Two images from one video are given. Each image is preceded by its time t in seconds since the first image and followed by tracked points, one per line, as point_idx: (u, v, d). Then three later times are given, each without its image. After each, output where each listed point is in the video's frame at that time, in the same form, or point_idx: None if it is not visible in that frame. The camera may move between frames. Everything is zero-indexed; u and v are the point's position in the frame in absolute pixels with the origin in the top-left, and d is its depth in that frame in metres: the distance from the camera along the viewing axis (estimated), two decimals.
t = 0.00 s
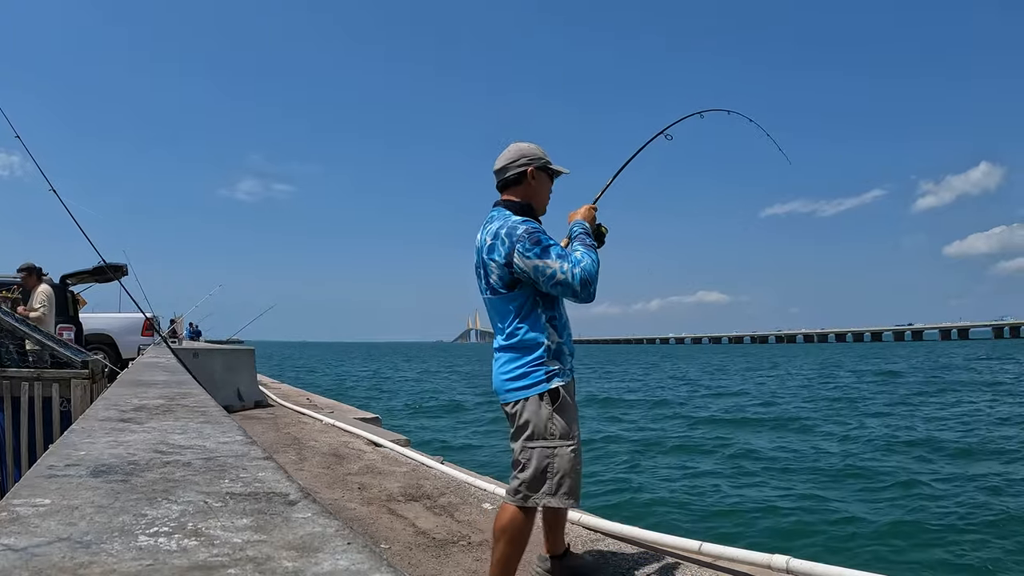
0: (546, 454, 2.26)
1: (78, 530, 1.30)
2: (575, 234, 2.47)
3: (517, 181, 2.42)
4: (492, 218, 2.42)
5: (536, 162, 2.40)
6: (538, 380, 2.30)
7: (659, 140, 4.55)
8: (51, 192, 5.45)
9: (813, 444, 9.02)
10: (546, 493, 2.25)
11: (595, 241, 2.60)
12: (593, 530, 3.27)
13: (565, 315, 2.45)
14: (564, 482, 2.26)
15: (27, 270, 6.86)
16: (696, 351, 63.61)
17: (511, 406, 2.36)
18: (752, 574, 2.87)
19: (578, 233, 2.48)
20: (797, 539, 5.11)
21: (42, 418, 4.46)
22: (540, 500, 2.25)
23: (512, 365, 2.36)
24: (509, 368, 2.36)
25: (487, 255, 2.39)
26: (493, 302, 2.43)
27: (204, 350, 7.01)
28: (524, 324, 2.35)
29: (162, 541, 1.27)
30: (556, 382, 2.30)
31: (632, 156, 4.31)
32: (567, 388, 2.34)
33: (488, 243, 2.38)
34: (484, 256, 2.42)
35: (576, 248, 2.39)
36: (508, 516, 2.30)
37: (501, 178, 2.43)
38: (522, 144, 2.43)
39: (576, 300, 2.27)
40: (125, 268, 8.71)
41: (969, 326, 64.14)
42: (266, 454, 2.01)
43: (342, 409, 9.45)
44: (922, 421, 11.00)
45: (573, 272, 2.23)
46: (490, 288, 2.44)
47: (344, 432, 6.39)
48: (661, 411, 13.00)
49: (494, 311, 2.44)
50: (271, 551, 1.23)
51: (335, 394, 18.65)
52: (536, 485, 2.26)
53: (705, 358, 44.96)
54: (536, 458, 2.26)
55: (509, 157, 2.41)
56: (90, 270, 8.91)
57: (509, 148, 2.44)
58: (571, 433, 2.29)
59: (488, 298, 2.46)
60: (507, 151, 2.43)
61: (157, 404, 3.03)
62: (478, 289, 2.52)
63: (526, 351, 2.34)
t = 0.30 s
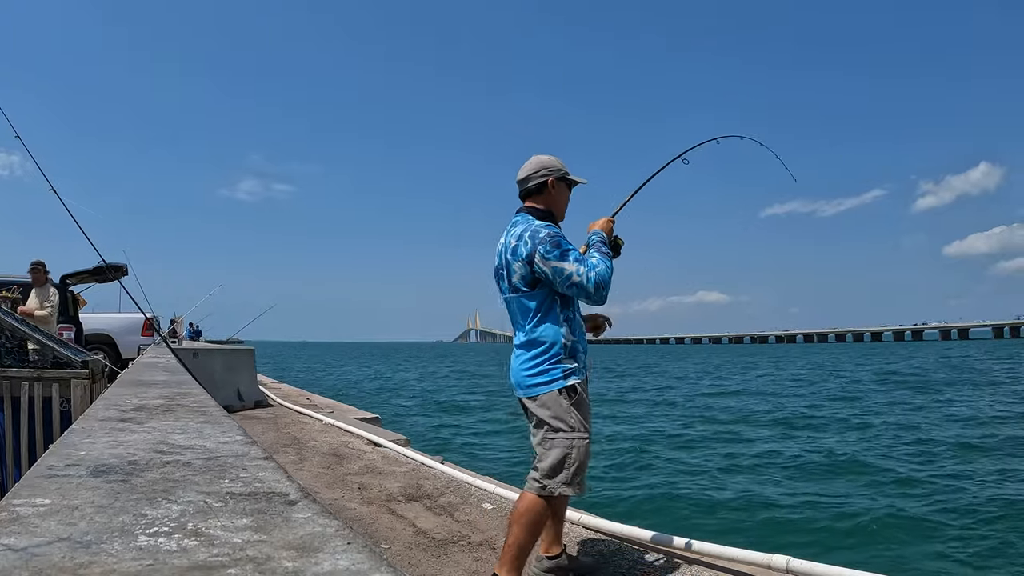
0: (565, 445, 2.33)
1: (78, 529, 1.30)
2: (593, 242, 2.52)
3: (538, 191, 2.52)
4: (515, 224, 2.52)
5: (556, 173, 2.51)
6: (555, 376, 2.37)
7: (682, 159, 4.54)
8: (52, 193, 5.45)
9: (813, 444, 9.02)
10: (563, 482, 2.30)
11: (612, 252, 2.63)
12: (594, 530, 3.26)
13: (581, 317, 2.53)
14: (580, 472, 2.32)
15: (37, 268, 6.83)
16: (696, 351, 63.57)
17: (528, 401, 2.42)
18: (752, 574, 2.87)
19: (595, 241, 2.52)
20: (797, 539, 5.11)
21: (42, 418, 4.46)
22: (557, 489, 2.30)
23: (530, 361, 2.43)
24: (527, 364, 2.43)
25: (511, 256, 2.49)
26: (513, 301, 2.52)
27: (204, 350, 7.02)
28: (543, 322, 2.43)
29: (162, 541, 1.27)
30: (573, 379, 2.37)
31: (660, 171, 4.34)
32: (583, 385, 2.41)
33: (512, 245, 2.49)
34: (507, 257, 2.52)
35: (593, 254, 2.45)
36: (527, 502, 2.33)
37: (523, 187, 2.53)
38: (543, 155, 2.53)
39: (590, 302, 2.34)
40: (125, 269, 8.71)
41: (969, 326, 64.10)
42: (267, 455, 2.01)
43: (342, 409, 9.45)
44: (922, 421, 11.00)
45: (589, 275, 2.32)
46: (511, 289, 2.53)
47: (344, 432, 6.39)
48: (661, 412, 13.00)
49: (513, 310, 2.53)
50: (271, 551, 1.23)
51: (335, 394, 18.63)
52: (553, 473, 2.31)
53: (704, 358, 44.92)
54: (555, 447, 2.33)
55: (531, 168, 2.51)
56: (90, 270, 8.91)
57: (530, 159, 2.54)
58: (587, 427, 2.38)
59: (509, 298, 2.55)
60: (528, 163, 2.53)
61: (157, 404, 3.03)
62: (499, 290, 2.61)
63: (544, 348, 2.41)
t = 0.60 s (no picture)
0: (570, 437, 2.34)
1: (78, 529, 1.30)
2: (599, 244, 2.52)
3: (550, 195, 2.53)
4: (527, 224, 2.53)
5: (568, 178, 2.51)
6: (559, 371, 2.38)
7: (688, 170, 4.58)
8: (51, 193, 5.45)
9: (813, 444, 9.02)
10: (570, 471, 2.33)
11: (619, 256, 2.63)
12: (594, 530, 3.26)
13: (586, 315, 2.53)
14: (586, 462, 2.34)
15: (41, 269, 6.83)
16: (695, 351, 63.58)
17: (532, 393, 2.43)
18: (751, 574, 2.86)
19: (603, 244, 2.52)
20: (797, 538, 5.11)
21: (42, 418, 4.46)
22: (564, 478, 2.32)
23: (535, 354, 2.43)
24: (532, 357, 2.43)
25: (522, 253, 2.49)
26: (521, 296, 2.52)
27: (204, 350, 7.01)
28: (550, 317, 2.43)
29: (162, 541, 1.27)
30: (577, 373, 2.39)
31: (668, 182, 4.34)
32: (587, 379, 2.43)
33: (524, 243, 2.49)
34: (518, 254, 2.52)
35: (600, 256, 2.45)
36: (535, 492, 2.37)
37: (535, 191, 2.54)
38: (556, 160, 2.54)
39: (594, 301, 2.34)
40: (125, 269, 8.71)
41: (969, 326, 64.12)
42: (267, 455, 2.01)
43: (342, 409, 9.45)
44: (921, 421, 11.00)
45: (595, 275, 2.33)
46: (519, 284, 2.53)
47: (344, 432, 6.39)
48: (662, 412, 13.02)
49: (521, 305, 2.53)
50: (271, 551, 1.23)
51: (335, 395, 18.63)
52: (560, 464, 2.33)
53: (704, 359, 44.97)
54: (561, 440, 2.34)
55: (544, 172, 2.52)
56: (90, 270, 8.91)
57: (544, 163, 2.54)
58: (592, 418, 2.38)
59: (516, 293, 2.55)
60: (540, 167, 2.54)
61: (157, 404, 3.03)
62: (507, 286, 2.60)
63: (550, 343, 2.42)
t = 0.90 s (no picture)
0: (571, 440, 2.35)
1: (78, 529, 1.30)
2: (599, 245, 2.52)
3: (548, 198, 2.53)
4: (527, 228, 2.53)
5: (565, 181, 2.51)
6: (563, 374, 2.37)
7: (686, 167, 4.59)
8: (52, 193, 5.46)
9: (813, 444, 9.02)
10: (572, 474, 2.33)
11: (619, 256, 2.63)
12: (593, 530, 3.27)
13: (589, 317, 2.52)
14: (588, 465, 2.34)
15: (42, 269, 6.83)
16: (695, 351, 63.58)
17: (537, 398, 2.43)
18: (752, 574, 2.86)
19: (603, 245, 2.52)
20: (797, 538, 5.11)
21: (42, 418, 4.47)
22: (566, 481, 2.33)
23: (539, 359, 2.43)
24: (537, 362, 2.43)
25: (523, 258, 2.50)
26: (524, 301, 2.52)
27: (204, 350, 7.01)
28: (553, 321, 2.43)
29: (162, 541, 1.27)
30: (581, 377, 2.38)
31: (666, 178, 4.35)
32: (591, 382, 2.41)
33: (525, 247, 2.50)
34: (519, 259, 2.53)
35: (599, 257, 2.45)
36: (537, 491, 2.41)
37: (534, 194, 2.54)
38: (553, 163, 2.53)
39: (596, 302, 2.34)
40: (125, 268, 8.72)
41: (969, 326, 64.12)
42: (266, 455, 2.01)
43: (342, 409, 9.45)
44: (921, 421, 11.00)
45: (595, 276, 2.32)
46: (522, 289, 2.54)
47: (344, 432, 6.39)
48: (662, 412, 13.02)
49: (524, 309, 2.53)
50: (271, 551, 1.23)
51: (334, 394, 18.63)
52: (561, 467, 2.34)
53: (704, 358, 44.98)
54: (562, 443, 2.35)
55: (541, 175, 2.52)
56: (90, 270, 8.91)
57: (541, 167, 2.54)
58: (593, 422, 2.38)
59: (519, 298, 2.56)
60: (538, 170, 2.54)
61: (157, 404, 3.03)
62: (510, 291, 2.61)
63: (553, 347, 2.42)
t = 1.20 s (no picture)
0: (564, 441, 2.35)
1: (78, 529, 1.31)
2: (597, 243, 2.52)
3: (545, 197, 2.53)
4: (524, 229, 2.54)
5: (561, 180, 2.51)
6: (560, 374, 2.37)
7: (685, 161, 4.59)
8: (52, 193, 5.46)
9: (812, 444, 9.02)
10: (564, 475, 2.33)
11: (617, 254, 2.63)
12: (594, 530, 3.27)
13: (588, 316, 2.52)
14: (581, 466, 2.33)
15: (42, 269, 6.83)
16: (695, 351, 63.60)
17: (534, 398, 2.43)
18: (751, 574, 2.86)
19: (600, 244, 2.52)
20: (797, 538, 5.11)
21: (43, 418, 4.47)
22: (558, 482, 2.33)
23: (537, 359, 2.44)
24: (535, 362, 2.44)
25: (520, 259, 2.51)
26: (522, 302, 2.53)
27: (204, 350, 7.01)
28: (550, 321, 2.44)
29: (162, 541, 1.27)
30: (578, 377, 2.37)
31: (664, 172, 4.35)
32: (588, 383, 2.41)
33: (522, 248, 2.50)
34: (517, 259, 2.53)
35: (597, 256, 2.45)
36: (530, 492, 2.41)
37: (530, 194, 2.54)
38: (549, 163, 2.53)
39: (593, 302, 2.34)
40: (125, 268, 8.72)
41: (970, 326, 64.13)
42: (266, 455, 2.02)
43: (342, 409, 9.45)
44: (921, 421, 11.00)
45: (592, 276, 2.32)
46: (520, 290, 2.54)
47: (344, 432, 6.39)
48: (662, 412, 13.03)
49: (522, 310, 2.54)
50: (271, 551, 1.23)
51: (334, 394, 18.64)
52: (553, 467, 2.34)
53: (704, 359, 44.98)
54: (554, 443, 2.35)
55: (537, 175, 2.52)
56: (90, 270, 8.91)
57: (536, 166, 2.54)
58: (587, 423, 2.37)
59: (518, 299, 2.56)
60: (534, 170, 2.54)
61: (157, 404, 3.03)
62: (509, 292, 2.62)
63: (550, 347, 2.42)
